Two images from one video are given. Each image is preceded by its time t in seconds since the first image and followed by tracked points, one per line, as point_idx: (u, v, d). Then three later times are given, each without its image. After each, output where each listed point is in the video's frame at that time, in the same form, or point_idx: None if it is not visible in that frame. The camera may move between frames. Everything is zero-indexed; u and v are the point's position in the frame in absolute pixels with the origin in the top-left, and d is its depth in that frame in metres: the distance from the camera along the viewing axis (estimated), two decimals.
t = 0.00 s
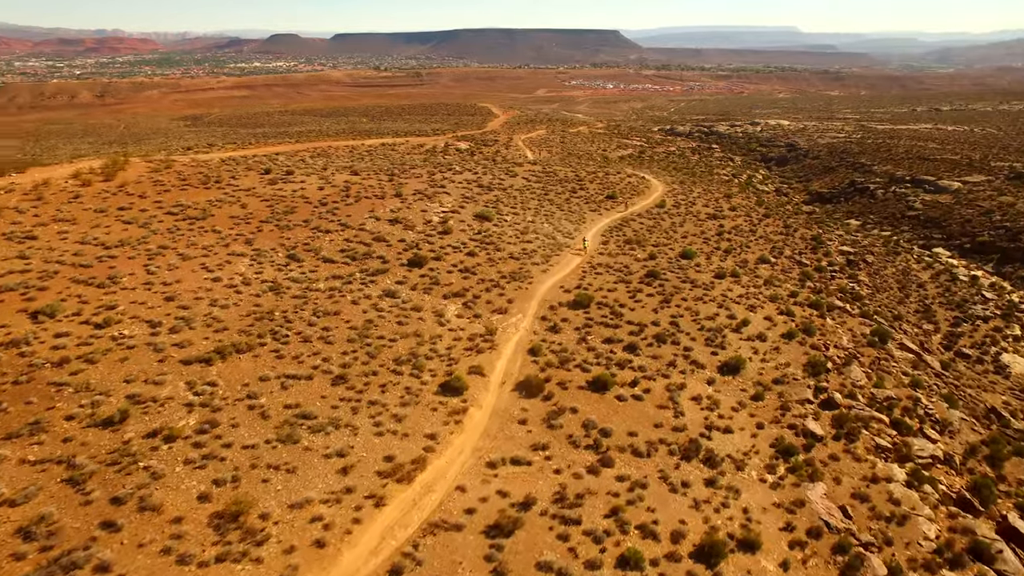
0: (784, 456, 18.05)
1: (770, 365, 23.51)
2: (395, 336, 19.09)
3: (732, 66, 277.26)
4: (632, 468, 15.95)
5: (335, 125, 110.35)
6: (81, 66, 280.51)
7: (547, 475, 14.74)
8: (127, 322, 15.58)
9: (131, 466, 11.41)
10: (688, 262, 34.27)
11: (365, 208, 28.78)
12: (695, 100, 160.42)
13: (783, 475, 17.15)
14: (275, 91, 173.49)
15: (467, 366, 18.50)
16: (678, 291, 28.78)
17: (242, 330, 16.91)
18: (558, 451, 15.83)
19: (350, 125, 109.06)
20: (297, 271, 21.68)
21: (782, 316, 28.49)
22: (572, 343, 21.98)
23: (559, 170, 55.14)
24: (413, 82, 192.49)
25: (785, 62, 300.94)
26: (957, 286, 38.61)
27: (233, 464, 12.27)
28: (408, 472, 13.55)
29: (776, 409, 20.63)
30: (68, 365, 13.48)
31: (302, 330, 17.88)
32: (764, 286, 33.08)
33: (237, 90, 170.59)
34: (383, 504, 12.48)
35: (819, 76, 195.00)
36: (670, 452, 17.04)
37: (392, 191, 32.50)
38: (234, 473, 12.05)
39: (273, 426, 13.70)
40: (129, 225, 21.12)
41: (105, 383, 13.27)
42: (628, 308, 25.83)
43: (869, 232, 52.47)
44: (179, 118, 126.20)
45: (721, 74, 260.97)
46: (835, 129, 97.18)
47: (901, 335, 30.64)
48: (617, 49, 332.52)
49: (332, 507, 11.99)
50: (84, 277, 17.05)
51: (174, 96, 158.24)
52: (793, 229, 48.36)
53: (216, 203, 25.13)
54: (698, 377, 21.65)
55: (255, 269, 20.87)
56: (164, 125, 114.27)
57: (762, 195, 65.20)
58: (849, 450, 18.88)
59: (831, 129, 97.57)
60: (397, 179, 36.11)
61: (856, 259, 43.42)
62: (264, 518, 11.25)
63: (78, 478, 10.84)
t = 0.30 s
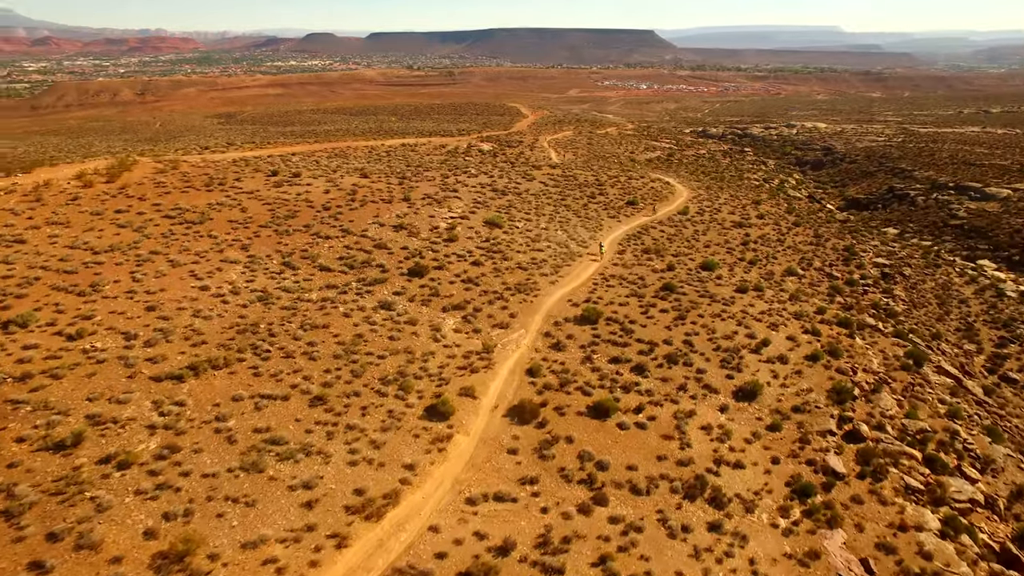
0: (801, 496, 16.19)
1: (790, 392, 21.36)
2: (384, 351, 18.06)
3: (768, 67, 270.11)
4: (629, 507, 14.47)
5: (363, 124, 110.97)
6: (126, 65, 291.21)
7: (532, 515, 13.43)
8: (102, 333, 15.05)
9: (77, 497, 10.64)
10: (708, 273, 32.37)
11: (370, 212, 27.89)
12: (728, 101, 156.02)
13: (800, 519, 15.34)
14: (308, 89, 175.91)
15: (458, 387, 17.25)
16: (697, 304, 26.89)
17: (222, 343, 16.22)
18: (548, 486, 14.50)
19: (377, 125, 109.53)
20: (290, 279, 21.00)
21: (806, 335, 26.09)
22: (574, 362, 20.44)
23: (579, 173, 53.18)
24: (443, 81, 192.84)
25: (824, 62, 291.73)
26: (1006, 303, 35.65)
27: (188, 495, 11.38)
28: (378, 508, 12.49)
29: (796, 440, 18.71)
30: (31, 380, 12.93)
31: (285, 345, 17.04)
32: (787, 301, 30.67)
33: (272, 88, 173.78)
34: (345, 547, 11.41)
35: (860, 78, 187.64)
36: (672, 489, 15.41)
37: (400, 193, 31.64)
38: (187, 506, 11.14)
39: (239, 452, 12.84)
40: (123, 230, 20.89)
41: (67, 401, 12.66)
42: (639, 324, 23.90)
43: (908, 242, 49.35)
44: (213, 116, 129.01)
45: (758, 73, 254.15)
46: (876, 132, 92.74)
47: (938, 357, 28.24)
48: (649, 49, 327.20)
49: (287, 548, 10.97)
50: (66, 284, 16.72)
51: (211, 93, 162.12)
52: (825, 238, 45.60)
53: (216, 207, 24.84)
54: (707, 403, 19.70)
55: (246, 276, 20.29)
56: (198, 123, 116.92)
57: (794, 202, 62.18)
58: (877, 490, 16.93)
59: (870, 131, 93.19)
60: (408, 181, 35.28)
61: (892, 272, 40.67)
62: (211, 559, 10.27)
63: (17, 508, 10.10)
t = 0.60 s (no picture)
0: (812, 546, 14.17)
1: (806, 421, 19.17)
2: (365, 370, 17.00)
3: (803, 67, 263.06)
4: (617, 553, 12.70)
5: (388, 123, 111.41)
6: (166, 64, 299.44)
7: (506, 561, 11.93)
8: (67, 348, 14.64)
9: (3, 533, 9.89)
10: (726, 285, 30.39)
11: (370, 216, 26.87)
12: (759, 102, 151.75)
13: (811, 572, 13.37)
14: (338, 87, 177.71)
15: (441, 413, 15.92)
16: (713, 320, 24.85)
17: (193, 359, 15.55)
18: (528, 526, 12.96)
19: (400, 124, 109.88)
20: (277, 288, 20.28)
21: (828, 356, 23.86)
22: (571, 384, 18.61)
23: (594, 176, 51.13)
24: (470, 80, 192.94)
25: (862, 63, 282.54)
26: None
27: (127, 531, 10.48)
28: (336, 549, 11.35)
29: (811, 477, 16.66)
30: None
31: (261, 361, 16.25)
32: (808, 317, 28.39)
33: (303, 86, 176.43)
34: None
35: (901, 79, 180.46)
36: (664, 533, 13.52)
37: (404, 196, 30.71)
38: (124, 544, 10.23)
39: (193, 482, 11.96)
40: (111, 236, 20.78)
41: (17, 422, 12.10)
42: (650, 342, 21.78)
43: (947, 253, 46.38)
44: (244, 114, 131.54)
45: (794, 72, 246.95)
46: (915, 135, 88.45)
47: (974, 382, 25.90)
48: (680, 49, 321.78)
49: None
50: (41, 294, 16.53)
51: (244, 92, 165.50)
52: (855, 248, 43.01)
53: (211, 210, 24.61)
54: (712, 431, 17.73)
55: (231, 285, 19.74)
56: (228, 121, 119.31)
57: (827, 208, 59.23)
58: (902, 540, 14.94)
59: (908, 134, 88.98)
60: (414, 183, 34.41)
61: (926, 285, 38.06)
62: None
63: None
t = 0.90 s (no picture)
0: None
1: (803, 450, 17.68)
2: (326, 392, 15.96)
3: (823, 67, 259.03)
4: None
5: (396, 123, 110.94)
6: (183, 63, 302.23)
7: None
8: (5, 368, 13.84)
9: None
10: (726, 297, 29.00)
11: (352, 223, 25.90)
12: (774, 103, 149.10)
13: None
14: (351, 86, 178.08)
15: (404, 441, 14.82)
16: (709, 334, 23.43)
17: (140, 380, 14.63)
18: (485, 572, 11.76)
19: (409, 125, 109.36)
20: (244, 301, 19.37)
21: (830, 377, 22.33)
22: (549, 409, 17.37)
23: (595, 179, 49.78)
24: (483, 80, 192.34)
25: (882, 63, 277.16)
26: None
27: None
28: None
29: (806, 515, 15.16)
30: None
31: (214, 382, 15.31)
32: (811, 332, 26.85)
33: (317, 85, 177.08)
34: None
35: (922, 79, 176.27)
36: None
37: (391, 201, 29.71)
38: None
39: (116, 521, 10.96)
40: (77, 244, 20.06)
41: None
42: (639, 360, 20.41)
43: (965, 261, 44.34)
44: (256, 113, 132.11)
45: (812, 72, 242.69)
46: (934, 137, 85.76)
47: (990, 404, 24.19)
48: (695, 49, 318.32)
49: None
50: None
51: (259, 91, 166.45)
52: (867, 256, 41.25)
53: (186, 216, 23.85)
54: (698, 461, 16.35)
55: (195, 297, 18.85)
56: (240, 120, 119.82)
57: (840, 213, 57.25)
58: None
59: (926, 136, 86.35)
60: (405, 187, 33.44)
61: (940, 296, 36.26)
62: None
63: None
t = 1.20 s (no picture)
0: None
1: (790, 480, 16.42)
2: (275, 416, 14.95)
3: (836, 67, 255.76)
4: None
5: (400, 123, 110.32)
6: (195, 62, 303.28)
7: None
8: None
9: None
10: (718, 309, 27.79)
11: (327, 230, 25.00)
12: (784, 103, 146.93)
13: None
14: (360, 85, 177.88)
15: (352, 471, 13.80)
16: (697, 350, 22.24)
17: (74, 403, 13.72)
18: None
19: (413, 125, 108.71)
20: (202, 314, 18.42)
21: (824, 397, 21.04)
22: (515, 434, 16.30)
23: (591, 183, 48.65)
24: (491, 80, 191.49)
25: (896, 63, 273.24)
26: None
27: None
28: None
29: (788, 556, 13.94)
30: None
31: (154, 406, 14.32)
32: (806, 346, 25.57)
33: (326, 85, 177.07)
34: None
35: (938, 79, 172.97)
36: None
37: (372, 206, 28.75)
38: None
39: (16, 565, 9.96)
40: (32, 253, 19.23)
41: None
42: (618, 379, 19.28)
43: (977, 268, 42.64)
44: (263, 112, 132.04)
45: (824, 72, 239.51)
46: (947, 138, 83.60)
47: (997, 426, 22.76)
48: (705, 49, 315.46)
49: None
50: None
51: (267, 90, 166.73)
52: (872, 264, 39.73)
53: (154, 222, 23.00)
54: (674, 494, 15.18)
55: (149, 309, 17.92)
56: (246, 120, 119.74)
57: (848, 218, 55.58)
58: None
59: (939, 137, 84.21)
60: (390, 191, 32.51)
61: (947, 307, 34.72)
62: None
63: None
